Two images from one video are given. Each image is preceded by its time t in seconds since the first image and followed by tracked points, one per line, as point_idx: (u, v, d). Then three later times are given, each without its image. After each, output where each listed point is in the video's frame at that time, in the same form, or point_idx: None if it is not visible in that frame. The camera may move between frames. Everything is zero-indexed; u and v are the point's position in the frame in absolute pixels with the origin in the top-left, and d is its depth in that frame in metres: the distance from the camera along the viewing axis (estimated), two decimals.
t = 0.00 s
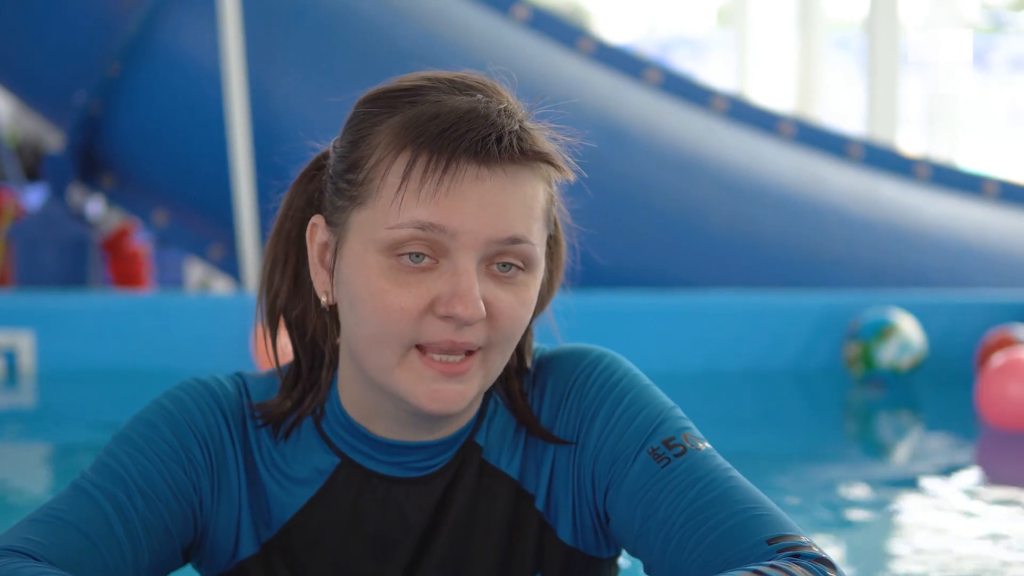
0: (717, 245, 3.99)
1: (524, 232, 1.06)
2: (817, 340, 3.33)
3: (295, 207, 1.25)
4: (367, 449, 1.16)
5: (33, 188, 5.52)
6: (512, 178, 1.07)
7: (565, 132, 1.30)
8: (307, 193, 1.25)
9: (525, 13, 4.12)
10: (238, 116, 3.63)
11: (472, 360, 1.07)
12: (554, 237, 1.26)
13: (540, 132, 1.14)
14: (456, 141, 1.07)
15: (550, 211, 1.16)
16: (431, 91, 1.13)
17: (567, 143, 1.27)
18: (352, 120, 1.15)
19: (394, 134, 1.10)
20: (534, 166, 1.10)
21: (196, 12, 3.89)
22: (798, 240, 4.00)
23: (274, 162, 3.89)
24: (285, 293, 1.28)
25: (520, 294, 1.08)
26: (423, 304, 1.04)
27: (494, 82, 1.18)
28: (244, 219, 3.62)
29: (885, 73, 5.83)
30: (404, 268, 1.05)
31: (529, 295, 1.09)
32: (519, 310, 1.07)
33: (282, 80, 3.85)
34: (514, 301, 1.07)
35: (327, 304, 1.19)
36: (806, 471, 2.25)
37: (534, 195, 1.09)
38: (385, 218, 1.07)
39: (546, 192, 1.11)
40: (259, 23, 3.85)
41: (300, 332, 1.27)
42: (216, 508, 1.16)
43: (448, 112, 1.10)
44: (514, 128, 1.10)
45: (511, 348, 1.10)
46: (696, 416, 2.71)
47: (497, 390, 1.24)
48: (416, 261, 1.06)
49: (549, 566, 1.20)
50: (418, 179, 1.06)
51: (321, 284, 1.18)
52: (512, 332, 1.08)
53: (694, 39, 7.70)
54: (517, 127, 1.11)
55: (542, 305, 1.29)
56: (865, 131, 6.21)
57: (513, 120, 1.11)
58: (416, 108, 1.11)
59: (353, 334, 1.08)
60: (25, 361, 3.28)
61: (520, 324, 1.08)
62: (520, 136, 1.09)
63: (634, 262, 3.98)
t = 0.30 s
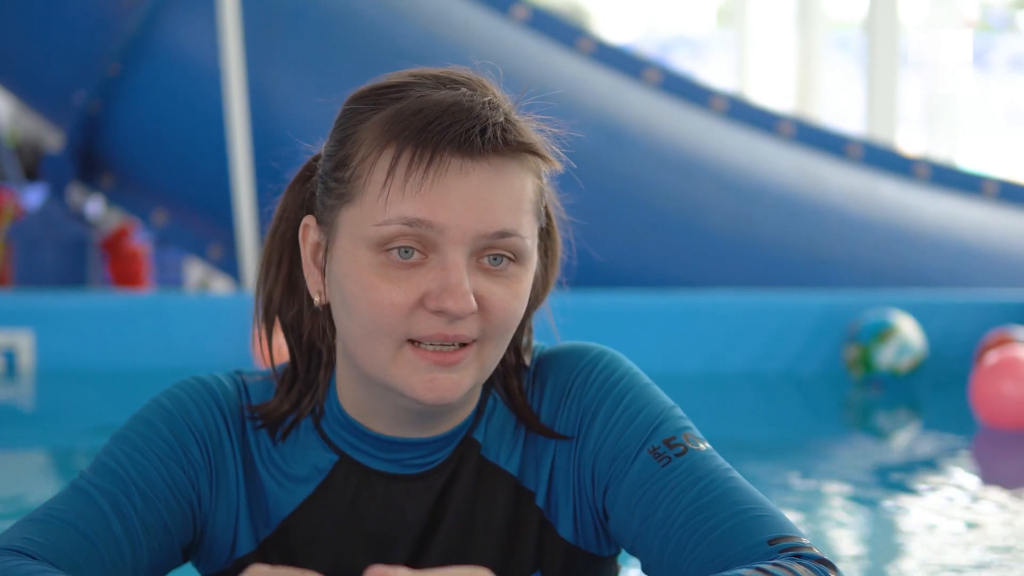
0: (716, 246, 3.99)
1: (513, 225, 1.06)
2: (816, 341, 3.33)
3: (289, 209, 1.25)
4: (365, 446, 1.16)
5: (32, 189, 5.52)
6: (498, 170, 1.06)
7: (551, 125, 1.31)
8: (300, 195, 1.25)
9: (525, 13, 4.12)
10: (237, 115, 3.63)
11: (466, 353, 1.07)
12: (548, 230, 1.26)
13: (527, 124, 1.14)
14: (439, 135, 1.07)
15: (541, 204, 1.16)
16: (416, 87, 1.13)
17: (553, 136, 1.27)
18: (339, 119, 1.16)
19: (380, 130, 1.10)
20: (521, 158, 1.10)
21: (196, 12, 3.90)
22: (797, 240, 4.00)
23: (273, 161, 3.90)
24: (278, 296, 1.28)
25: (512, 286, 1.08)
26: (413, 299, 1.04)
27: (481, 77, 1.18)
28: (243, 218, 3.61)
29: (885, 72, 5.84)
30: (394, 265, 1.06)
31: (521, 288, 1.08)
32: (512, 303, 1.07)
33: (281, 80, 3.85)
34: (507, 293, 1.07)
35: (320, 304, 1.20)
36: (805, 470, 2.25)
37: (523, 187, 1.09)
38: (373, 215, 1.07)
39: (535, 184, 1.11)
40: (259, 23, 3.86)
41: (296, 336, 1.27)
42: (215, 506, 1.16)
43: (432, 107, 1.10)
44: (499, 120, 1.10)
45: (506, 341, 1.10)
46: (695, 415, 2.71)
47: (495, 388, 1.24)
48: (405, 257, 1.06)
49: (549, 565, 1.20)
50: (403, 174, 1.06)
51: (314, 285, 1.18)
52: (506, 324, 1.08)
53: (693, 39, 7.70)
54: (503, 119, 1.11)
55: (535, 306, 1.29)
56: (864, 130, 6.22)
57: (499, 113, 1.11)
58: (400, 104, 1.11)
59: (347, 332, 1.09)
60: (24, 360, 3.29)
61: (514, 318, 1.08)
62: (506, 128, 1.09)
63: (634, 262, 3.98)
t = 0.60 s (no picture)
0: (716, 245, 3.99)
1: (507, 215, 1.06)
2: (816, 338, 3.33)
3: (276, 219, 1.24)
4: (370, 444, 1.15)
5: (31, 187, 5.51)
6: (485, 163, 1.06)
7: (536, 116, 1.30)
8: (287, 203, 1.24)
9: (523, 11, 4.12)
10: (236, 114, 3.62)
11: (477, 344, 1.07)
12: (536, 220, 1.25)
13: (508, 112, 1.13)
14: (425, 133, 1.06)
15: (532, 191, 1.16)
16: (396, 85, 1.12)
17: (535, 123, 1.27)
18: (322, 127, 1.15)
19: (364, 134, 1.09)
20: (508, 146, 1.09)
21: (194, 10, 3.89)
22: (797, 239, 4.00)
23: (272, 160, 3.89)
24: (272, 306, 1.27)
25: (513, 275, 1.08)
26: (415, 300, 1.04)
27: (458, 70, 1.17)
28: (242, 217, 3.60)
29: (884, 71, 5.83)
30: (392, 268, 1.05)
31: (523, 276, 1.08)
32: (516, 292, 1.07)
33: (280, 78, 3.85)
34: (509, 283, 1.07)
35: (322, 313, 1.19)
36: (804, 469, 2.25)
37: (513, 176, 1.08)
38: (366, 220, 1.07)
39: (524, 171, 1.10)
40: (257, 21, 3.85)
41: (293, 345, 1.25)
42: (219, 504, 1.16)
43: (413, 105, 1.09)
44: (482, 112, 1.10)
45: (514, 331, 1.10)
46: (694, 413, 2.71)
47: (497, 382, 1.24)
48: (402, 259, 1.06)
49: (552, 562, 1.20)
50: (392, 177, 1.06)
51: (313, 294, 1.18)
52: (510, 315, 1.08)
53: (692, 37, 7.69)
54: (484, 110, 1.10)
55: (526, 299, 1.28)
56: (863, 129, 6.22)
57: (480, 104, 1.11)
58: (381, 106, 1.10)
59: (351, 339, 1.08)
60: (23, 359, 3.28)
61: (519, 307, 1.08)
62: (488, 119, 1.09)
63: (633, 260, 3.98)
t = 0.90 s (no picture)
0: (714, 245, 3.99)
1: (502, 217, 1.05)
2: (817, 336, 3.33)
3: (272, 222, 1.24)
4: (372, 443, 1.15)
5: (31, 186, 5.51)
6: (477, 166, 1.06)
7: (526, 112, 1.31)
8: (282, 207, 1.24)
9: (523, 10, 4.12)
10: (236, 113, 3.62)
11: (476, 344, 1.06)
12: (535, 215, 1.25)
13: (499, 113, 1.13)
14: (416, 139, 1.06)
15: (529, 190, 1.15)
16: (386, 90, 1.12)
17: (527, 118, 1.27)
18: (314, 134, 1.15)
19: (356, 141, 1.09)
20: (500, 147, 1.09)
21: (194, 10, 3.90)
22: (796, 238, 4.00)
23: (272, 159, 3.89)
24: (272, 305, 1.27)
25: (511, 275, 1.07)
26: (413, 305, 1.04)
27: (449, 70, 1.17)
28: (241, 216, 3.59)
29: (884, 71, 5.83)
30: (388, 274, 1.05)
31: (521, 276, 1.08)
32: (514, 293, 1.07)
33: (279, 76, 3.84)
34: (507, 284, 1.06)
35: (321, 317, 1.19)
36: (804, 467, 2.25)
37: (507, 177, 1.08)
38: (361, 228, 1.07)
39: (518, 169, 1.10)
40: (257, 20, 3.85)
41: (293, 343, 1.25)
42: (221, 501, 1.16)
43: (403, 111, 1.09)
44: (473, 115, 1.09)
45: (514, 328, 1.09)
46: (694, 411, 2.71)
47: (500, 378, 1.24)
48: (398, 265, 1.05)
49: (555, 561, 1.20)
50: (386, 184, 1.06)
51: (312, 297, 1.18)
52: (509, 315, 1.07)
53: (692, 36, 7.70)
54: (476, 113, 1.10)
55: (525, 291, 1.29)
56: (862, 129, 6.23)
57: (471, 106, 1.10)
58: (371, 112, 1.11)
59: (352, 343, 1.09)
60: (23, 358, 3.28)
61: (518, 307, 1.07)
62: (480, 122, 1.09)
63: (633, 260, 3.98)
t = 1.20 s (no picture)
0: (713, 242, 3.99)
1: (494, 227, 1.05)
2: (817, 334, 3.32)
3: (266, 223, 1.23)
4: (368, 442, 1.15)
5: (28, 185, 5.51)
6: (468, 176, 1.05)
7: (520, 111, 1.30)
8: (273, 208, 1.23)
9: (521, 8, 4.12)
10: (234, 111, 3.62)
11: (469, 353, 1.06)
12: (530, 215, 1.24)
13: (491, 119, 1.11)
14: (405, 151, 1.05)
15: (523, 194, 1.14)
16: (375, 98, 1.11)
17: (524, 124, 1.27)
18: (304, 141, 1.15)
19: (346, 151, 1.09)
20: (490, 156, 1.08)
21: (192, 8, 3.89)
22: (794, 236, 4.00)
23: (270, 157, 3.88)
24: (267, 303, 1.26)
25: (504, 284, 1.07)
26: (404, 315, 1.04)
27: (441, 74, 1.16)
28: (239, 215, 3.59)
29: (882, 69, 5.83)
30: (379, 285, 1.05)
31: (513, 284, 1.07)
32: (507, 302, 1.06)
33: (278, 74, 3.84)
34: (499, 293, 1.06)
35: (315, 320, 1.19)
36: (802, 465, 2.25)
37: (498, 186, 1.07)
38: (351, 239, 1.06)
39: (510, 177, 1.09)
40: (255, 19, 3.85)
41: (288, 342, 1.25)
42: (219, 496, 1.16)
43: (393, 121, 1.08)
44: (463, 124, 1.08)
45: (508, 335, 1.09)
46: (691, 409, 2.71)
47: (496, 376, 1.24)
48: (390, 276, 1.05)
49: (553, 559, 1.19)
50: (375, 196, 1.05)
51: (306, 302, 1.17)
52: (503, 323, 1.07)
53: (690, 34, 7.69)
54: (466, 121, 1.09)
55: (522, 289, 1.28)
56: (861, 127, 6.22)
57: (462, 115, 1.09)
58: (360, 122, 1.10)
59: (346, 350, 1.09)
60: (20, 357, 3.29)
61: (511, 314, 1.07)
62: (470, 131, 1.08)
63: (631, 258, 3.98)
